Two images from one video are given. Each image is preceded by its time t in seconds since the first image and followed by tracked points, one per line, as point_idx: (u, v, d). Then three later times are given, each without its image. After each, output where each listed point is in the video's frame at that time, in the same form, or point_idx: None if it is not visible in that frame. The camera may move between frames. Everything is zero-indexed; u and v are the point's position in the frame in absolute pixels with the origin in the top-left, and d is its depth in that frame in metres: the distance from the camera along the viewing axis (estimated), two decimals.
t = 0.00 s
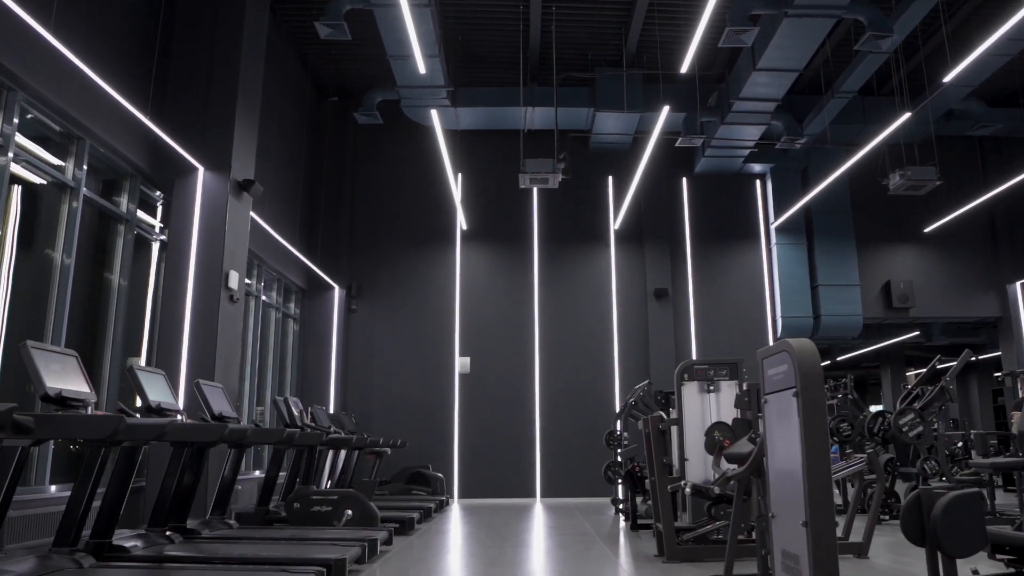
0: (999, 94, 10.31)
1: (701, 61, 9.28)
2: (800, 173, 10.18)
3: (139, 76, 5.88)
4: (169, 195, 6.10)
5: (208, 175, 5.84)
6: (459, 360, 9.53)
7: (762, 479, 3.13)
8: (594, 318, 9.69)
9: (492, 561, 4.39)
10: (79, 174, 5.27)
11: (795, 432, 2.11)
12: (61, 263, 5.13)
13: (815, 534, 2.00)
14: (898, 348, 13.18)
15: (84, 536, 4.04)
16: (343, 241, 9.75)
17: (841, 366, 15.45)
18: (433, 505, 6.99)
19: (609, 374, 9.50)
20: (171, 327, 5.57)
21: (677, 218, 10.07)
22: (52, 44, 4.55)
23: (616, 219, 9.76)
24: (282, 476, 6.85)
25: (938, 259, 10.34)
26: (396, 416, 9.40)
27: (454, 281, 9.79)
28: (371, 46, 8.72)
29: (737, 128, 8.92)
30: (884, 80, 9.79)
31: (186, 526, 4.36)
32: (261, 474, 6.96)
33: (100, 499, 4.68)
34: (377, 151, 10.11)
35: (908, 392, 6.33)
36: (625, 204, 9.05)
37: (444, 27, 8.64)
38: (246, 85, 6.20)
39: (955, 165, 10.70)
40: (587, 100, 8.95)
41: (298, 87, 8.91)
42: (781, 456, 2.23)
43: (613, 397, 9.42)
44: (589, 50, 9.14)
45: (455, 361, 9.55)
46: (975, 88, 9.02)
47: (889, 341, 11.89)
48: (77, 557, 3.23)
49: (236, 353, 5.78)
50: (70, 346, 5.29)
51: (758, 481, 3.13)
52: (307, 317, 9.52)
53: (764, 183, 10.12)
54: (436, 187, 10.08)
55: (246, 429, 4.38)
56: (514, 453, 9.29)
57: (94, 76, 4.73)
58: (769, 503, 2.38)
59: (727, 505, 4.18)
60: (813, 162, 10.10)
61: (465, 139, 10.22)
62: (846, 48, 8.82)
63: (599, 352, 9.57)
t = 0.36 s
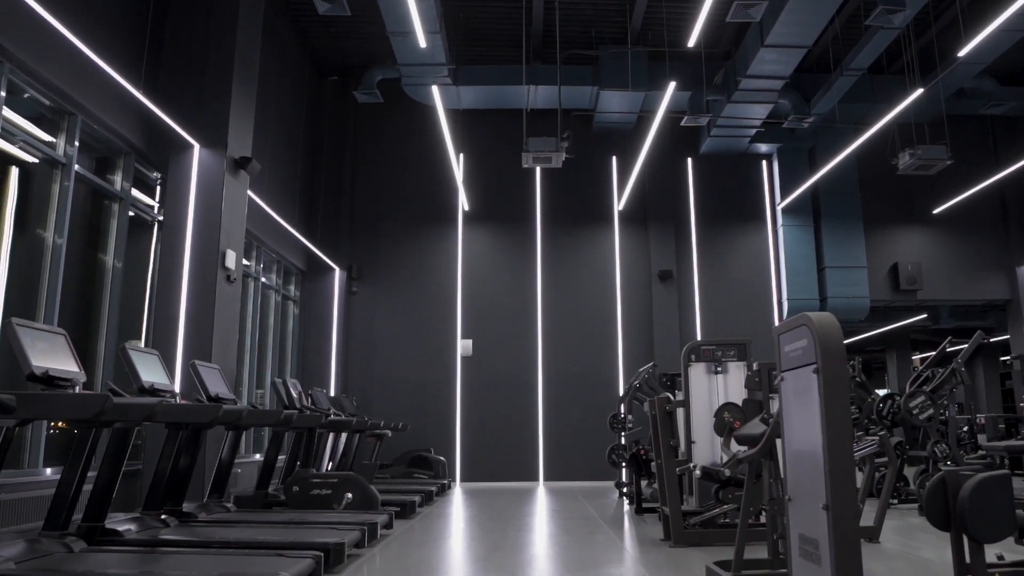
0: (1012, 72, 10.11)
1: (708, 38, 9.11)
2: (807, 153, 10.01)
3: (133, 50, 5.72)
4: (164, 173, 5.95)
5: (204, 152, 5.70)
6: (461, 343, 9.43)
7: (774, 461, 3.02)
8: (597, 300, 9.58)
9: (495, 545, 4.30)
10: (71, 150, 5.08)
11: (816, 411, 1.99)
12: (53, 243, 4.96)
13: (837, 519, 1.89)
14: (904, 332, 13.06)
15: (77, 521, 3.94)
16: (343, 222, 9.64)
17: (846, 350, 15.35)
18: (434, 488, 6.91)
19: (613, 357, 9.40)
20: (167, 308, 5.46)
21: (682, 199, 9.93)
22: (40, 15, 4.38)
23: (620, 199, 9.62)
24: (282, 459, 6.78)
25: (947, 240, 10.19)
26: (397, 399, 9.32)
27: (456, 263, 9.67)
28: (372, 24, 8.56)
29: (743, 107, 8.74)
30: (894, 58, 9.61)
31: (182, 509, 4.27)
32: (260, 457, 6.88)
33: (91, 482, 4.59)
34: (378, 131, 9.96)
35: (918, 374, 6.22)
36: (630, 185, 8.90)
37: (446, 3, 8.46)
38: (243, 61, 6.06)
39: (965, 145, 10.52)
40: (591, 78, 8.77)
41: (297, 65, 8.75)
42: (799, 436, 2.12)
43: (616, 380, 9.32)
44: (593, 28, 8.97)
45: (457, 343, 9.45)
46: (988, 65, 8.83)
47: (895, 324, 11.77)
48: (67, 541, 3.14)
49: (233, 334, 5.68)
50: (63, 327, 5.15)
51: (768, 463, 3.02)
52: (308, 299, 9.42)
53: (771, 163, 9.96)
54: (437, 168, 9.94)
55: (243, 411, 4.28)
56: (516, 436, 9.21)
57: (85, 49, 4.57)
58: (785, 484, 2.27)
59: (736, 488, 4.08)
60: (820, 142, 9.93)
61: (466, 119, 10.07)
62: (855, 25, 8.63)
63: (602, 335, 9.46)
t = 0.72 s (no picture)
0: None
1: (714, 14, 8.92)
2: (814, 132, 9.84)
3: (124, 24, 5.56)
4: (158, 150, 5.81)
5: (198, 127, 5.57)
6: (462, 325, 9.31)
7: (786, 443, 2.91)
8: (600, 282, 9.45)
9: (496, 529, 4.20)
10: (60, 125, 4.90)
11: (838, 389, 1.87)
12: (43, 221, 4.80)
13: (861, 501, 1.77)
14: (911, 314, 12.94)
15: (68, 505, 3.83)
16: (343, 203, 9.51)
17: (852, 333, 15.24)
18: (434, 472, 6.81)
19: (616, 339, 9.28)
20: (161, 288, 5.34)
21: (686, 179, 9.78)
22: None
23: (624, 179, 9.46)
24: (281, 442, 6.69)
25: (956, 221, 10.03)
26: (398, 382, 9.22)
27: (457, 244, 9.54)
28: None
29: (749, 84, 8.55)
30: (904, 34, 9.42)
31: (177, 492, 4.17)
32: (259, 440, 6.79)
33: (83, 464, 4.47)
34: (378, 111, 9.81)
35: (929, 355, 6.11)
36: (633, 165, 8.74)
37: None
38: (238, 35, 5.90)
39: (975, 124, 10.34)
40: (594, 55, 8.59)
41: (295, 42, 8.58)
42: (817, 415, 2.00)
43: (619, 363, 9.21)
44: (597, 3, 8.78)
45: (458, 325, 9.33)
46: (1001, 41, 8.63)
47: (901, 306, 11.64)
48: (54, 525, 3.04)
49: (229, 315, 5.57)
50: (54, 308, 5.00)
51: (780, 443, 2.91)
52: (308, 280, 9.31)
53: (777, 143, 9.79)
54: (438, 148, 9.78)
55: (238, 392, 4.17)
56: (517, 419, 9.12)
57: (73, 19, 4.41)
58: (801, 465, 2.16)
59: (744, 471, 3.98)
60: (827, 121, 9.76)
61: (468, 98, 9.90)
62: None
63: (605, 317, 9.34)
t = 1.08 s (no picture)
0: None
1: None
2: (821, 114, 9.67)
3: None
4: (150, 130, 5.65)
5: (190, 106, 5.43)
6: (463, 310, 9.19)
7: (799, 429, 2.79)
8: (602, 267, 9.31)
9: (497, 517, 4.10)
10: (47, 102, 4.72)
11: (863, 371, 1.74)
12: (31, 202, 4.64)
13: (887, 490, 1.65)
14: (917, 300, 12.80)
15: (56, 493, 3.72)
16: (341, 186, 9.37)
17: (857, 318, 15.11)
18: (434, 459, 6.71)
19: (618, 325, 9.16)
20: (154, 271, 5.22)
21: (690, 162, 9.62)
22: None
23: (627, 162, 9.30)
24: (278, 428, 6.59)
25: (964, 205, 9.86)
26: (397, 368, 9.11)
27: (457, 229, 9.40)
28: None
29: (754, 65, 8.36)
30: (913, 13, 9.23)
31: (169, 479, 4.07)
32: (257, 426, 6.69)
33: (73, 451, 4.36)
34: (377, 92, 9.65)
35: (939, 340, 5.98)
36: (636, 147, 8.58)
37: None
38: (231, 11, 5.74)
39: (984, 106, 10.16)
40: (597, 35, 8.41)
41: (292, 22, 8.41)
42: (838, 398, 1.88)
43: (622, 348, 9.09)
44: None
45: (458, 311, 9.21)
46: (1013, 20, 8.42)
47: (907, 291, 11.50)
48: (36, 514, 2.92)
49: (224, 299, 5.45)
50: (43, 292, 4.86)
51: (793, 429, 2.78)
52: (306, 265, 9.18)
53: (783, 125, 9.62)
54: (438, 130, 9.62)
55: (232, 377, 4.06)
56: (518, 405, 9.01)
57: None
58: (819, 451, 2.03)
59: (752, 458, 3.86)
60: (834, 103, 9.59)
61: (468, 80, 9.73)
62: None
63: (607, 302, 9.21)
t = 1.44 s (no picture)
0: None
1: None
2: (829, 101, 9.50)
3: None
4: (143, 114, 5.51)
5: (183, 89, 5.28)
6: (464, 300, 9.05)
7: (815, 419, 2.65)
8: (605, 256, 9.17)
9: (499, 510, 3.97)
10: (33, 83, 4.57)
11: (894, 356, 1.60)
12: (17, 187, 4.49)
13: (921, 485, 1.51)
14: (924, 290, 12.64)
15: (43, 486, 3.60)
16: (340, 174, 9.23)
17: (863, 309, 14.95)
18: (434, 450, 6.59)
19: (621, 315, 9.02)
20: (147, 258, 5.09)
21: (695, 150, 9.46)
22: None
23: (630, 149, 9.15)
24: (274, 420, 6.47)
25: (973, 193, 9.70)
26: (398, 359, 8.99)
27: (458, 217, 9.26)
28: None
29: (760, 51, 8.20)
30: None
31: (160, 472, 3.95)
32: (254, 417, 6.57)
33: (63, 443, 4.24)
34: (377, 79, 9.51)
35: (951, 329, 5.84)
36: (640, 135, 8.42)
37: None
38: None
39: (995, 92, 9.98)
40: (600, 20, 8.25)
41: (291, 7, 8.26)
42: (864, 386, 1.74)
43: (624, 339, 8.96)
44: None
45: (460, 301, 9.08)
46: None
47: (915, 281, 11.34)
48: (17, 508, 2.81)
49: (218, 287, 5.31)
50: (31, 279, 4.73)
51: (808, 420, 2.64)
52: (305, 254, 9.05)
53: (790, 112, 9.46)
54: (438, 117, 9.48)
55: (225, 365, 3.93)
56: (519, 396, 8.89)
57: None
58: (843, 443, 1.90)
59: (763, 450, 3.73)
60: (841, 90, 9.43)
61: (470, 66, 9.57)
62: None
63: (611, 293, 9.07)
